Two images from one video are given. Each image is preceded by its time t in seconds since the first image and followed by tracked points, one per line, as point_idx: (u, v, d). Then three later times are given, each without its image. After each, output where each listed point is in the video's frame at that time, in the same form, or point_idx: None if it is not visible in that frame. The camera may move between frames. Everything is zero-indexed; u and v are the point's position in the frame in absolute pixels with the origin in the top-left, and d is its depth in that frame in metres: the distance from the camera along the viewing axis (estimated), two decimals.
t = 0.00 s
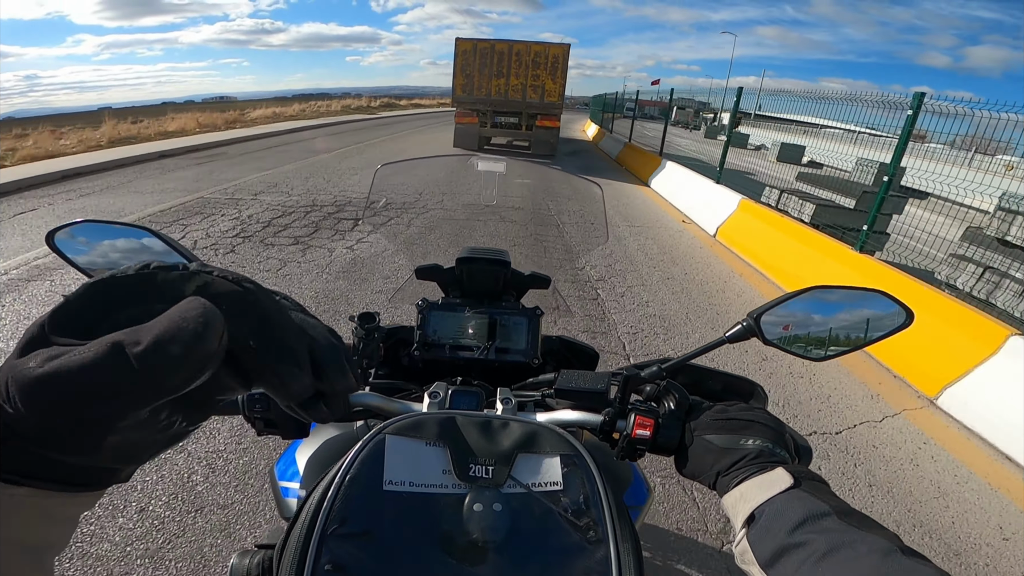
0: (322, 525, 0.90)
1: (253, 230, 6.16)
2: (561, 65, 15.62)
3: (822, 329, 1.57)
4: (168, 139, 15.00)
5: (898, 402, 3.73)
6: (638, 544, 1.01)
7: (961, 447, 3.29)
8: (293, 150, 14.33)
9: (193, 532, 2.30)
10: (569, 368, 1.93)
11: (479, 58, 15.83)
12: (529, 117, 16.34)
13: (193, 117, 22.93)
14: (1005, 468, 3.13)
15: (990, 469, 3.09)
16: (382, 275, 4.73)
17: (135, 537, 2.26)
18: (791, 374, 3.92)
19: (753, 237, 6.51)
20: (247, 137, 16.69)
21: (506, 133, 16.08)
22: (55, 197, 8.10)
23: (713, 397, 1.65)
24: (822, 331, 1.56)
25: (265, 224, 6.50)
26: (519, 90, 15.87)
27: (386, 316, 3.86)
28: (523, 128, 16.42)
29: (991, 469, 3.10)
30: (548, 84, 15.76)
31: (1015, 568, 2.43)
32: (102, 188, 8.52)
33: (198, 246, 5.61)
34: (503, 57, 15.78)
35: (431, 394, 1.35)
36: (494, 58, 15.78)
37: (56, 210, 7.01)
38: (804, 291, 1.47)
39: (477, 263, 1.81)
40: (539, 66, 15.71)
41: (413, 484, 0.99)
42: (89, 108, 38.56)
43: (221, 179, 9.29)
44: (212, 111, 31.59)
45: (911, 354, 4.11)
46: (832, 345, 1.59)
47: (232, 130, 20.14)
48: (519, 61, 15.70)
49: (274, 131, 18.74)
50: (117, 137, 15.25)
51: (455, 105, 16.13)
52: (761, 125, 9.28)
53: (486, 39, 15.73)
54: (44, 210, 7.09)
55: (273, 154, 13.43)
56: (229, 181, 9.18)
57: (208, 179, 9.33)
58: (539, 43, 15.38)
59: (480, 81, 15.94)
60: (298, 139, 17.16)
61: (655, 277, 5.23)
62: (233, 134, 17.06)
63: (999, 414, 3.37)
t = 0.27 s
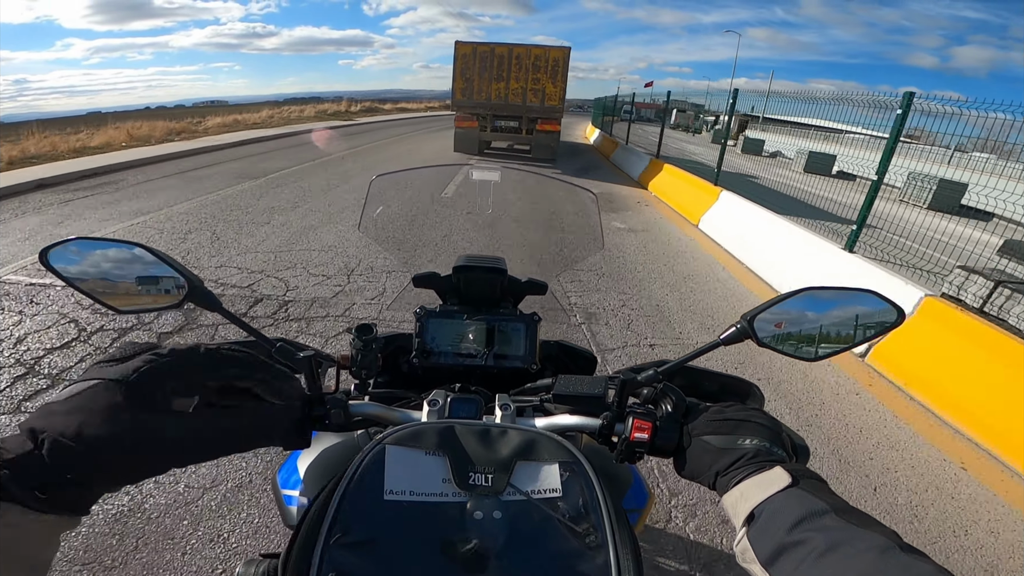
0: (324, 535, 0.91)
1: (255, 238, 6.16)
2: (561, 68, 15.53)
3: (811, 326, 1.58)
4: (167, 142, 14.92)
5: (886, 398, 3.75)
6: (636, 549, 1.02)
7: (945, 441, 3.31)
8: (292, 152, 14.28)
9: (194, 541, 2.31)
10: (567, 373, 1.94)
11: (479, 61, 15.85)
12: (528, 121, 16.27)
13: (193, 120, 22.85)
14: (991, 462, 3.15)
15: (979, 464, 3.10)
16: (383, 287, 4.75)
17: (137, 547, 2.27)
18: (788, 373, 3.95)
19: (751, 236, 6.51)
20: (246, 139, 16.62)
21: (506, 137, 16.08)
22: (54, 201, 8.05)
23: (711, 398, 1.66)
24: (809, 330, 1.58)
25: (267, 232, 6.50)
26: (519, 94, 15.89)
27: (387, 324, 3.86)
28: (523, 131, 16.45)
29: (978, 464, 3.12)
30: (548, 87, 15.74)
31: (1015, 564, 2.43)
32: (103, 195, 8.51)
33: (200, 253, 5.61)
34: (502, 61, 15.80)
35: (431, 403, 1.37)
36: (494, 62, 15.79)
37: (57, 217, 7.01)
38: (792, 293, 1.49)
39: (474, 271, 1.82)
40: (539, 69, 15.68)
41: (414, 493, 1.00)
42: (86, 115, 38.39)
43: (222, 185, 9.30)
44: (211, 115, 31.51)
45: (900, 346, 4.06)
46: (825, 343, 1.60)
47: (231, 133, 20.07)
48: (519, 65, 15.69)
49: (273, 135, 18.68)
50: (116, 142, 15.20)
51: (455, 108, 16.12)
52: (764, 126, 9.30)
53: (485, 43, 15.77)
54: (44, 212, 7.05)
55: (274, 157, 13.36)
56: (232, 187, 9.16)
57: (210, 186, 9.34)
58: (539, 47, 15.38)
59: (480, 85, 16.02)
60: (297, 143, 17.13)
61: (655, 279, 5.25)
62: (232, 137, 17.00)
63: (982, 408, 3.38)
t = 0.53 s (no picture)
0: (319, 559, 0.87)
1: (253, 240, 6.08)
2: (564, 65, 15.40)
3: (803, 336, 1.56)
4: (165, 143, 14.81)
5: (889, 401, 3.80)
6: (643, 568, 0.99)
7: (946, 443, 3.37)
8: (289, 153, 14.17)
9: (183, 552, 2.27)
10: (564, 381, 1.91)
11: (481, 58, 15.69)
12: (531, 116, 16.51)
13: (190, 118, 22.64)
14: (985, 462, 3.22)
15: (974, 466, 3.17)
16: (380, 291, 4.70)
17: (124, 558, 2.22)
18: (778, 378, 4.00)
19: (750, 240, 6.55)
20: (243, 139, 16.50)
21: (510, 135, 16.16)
22: (51, 199, 7.91)
23: (709, 408, 1.64)
24: (801, 339, 1.55)
25: (265, 234, 6.42)
26: (522, 91, 15.78)
27: (382, 329, 3.80)
28: (525, 129, 16.43)
29: (975, 466, 3.18)
30: (551, 84, 15.61)
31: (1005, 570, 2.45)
32: (99, 195, 8.35)
33: (195, 256, 5.53)
34: (504, 56, 15.62)
35: (425, 413, 1.32)
36: (496, 58, 15.64)
37: (49, 218, 6.87)
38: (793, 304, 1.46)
39: (470, 278, 1.78)
40: (541, 66, 15.53)
41: (413, 513, 0.96)
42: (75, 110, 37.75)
43: (221, 185, 9.14)
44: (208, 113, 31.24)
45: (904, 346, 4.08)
46: (814, 354, 1.58)
47: (229, 131, 19.91)
48: (522, 61, 15.54)
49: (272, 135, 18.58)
50: (115, 139, 15.04)
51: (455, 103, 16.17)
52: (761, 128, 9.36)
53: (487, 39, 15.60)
54: (39, 214, 6.94)
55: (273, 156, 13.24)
56: (232, 188, 9.05)
57: (207, 185, 9.17)
58: (542, 43, 15.17)
59: (482, 81, 15.90)
60: (295, 142, 17.00)
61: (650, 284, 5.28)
62: (231, 135, 16.93)
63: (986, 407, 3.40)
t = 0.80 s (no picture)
0: (308, 558, 0.77)
1: (250, 218, 5.91)
2: (572, 55, 15.32)
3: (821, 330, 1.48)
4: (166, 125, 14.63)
5: (891, 394, 3.73)
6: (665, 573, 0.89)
7: (950, 438, 3.29)
8: (289, 137, 13.96)
9: (159, 525, 2.13)
10: (570, 368, 1.81)
11: (487, 46, 15.48)
12: (538, 108, 16.04)
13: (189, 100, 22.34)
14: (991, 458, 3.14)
15: (979, 462, 3.08)
16: (379, 267, 4.54)
17: (96, 531, 2.08)
18: (781, 367, 3.91)
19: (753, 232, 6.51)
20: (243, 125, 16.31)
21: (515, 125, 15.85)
22: (47, 183, 7.74)
23: (725, 403, 1.54)
24: (819, 334, 1.47)
25: (263, 210, 6.25)
26: (529, 81, 15.59)
27: (383, 309, 3.68)
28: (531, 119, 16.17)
29: (979, 462, 3.10)
30: (559, 74, 15.44)
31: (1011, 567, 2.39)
32: (101, 174, 8.21)
33: (188, 230, 5.37)
34: (511, 46, 15.45)
35: (425, 396, 1.22)
36: (503, 47, 15.44)
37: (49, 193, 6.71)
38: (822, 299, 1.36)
39: (476, 254, 1.67)
40: (549, 56, 15.41)
41: (415, 508, 0.86)
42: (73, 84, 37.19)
43: (225, 167, 8.99)
44: (208, 94, 30.87)
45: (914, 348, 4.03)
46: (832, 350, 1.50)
47: (230, 114, 19.67)
48: (529, 50, 15.39)
49: (274, 121, 18.39)
50: (118, 122, 14.89)
51: (461, 94, 15.73)
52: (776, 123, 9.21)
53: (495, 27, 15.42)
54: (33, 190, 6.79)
55: (273, 143, 13.05)
56: (232, 168, 8.84)
57: (211, 166, 9.01)
58: (550, 33, 15.10)
59: (488, 70, 15.68)
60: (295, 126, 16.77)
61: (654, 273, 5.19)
62: (232, 121, 16.74)
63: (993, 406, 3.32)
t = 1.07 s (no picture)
0: (308, 557, 0.82)
1: (255, 222, 5.99)
2: (576, 56, 15.29)
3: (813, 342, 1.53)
4: (174, 129, 14.82)
5: (896, 402, 3.79)
6: None
7: (956, 447, 3.35)
8: (296, 141, 14.09)
9: (163, 522, 2.19)
10: (564, 376, 1.86)
11: (491, 48, 15.56)
12: (542, 110, 16.08)
13: (196, 104, 22.56)
14: (996, 466, 3.21)
15: (983, 469, 3.15)
16: (381, 272, 4.61)
17: (101, 528, 2.14)
18: (778, 373, 3.95)
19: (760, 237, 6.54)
20: (251, 129, 16.49)
21: (518, 128, 15.92)
22: (57, 187, 7.87)
23: (714, 413, 1.59)
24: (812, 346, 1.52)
25: (268, 215, 6.34)
26: (533, 83, 15.64)
27: (384, 313, 3.72)
28: (534, 122, 16.23)
29: (982, 469, 3.17)
30: (563, 76, 15.47)
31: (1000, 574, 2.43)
32: (106, 179, 8.27)
33: (194, 235, 5.46)
34: (516, 47, 15.50)
35: (422, 402, 1.26)
36: (506, 49, 15.51)
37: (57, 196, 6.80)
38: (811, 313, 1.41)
39: (474, 264, 1.72)
40: (553, 57, 15.43)
41: (409, 511, 0.91)
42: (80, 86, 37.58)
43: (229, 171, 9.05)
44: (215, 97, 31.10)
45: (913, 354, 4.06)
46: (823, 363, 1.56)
47: (238, 119, 19.89)
48: (533, 52, 15.43)
49: (281, 124, 18.57)
50: (123, 128, 15.00)
51: (466, 96, 15.97)
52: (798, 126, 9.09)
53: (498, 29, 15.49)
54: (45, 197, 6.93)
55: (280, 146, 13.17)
56: (239, 173, 8.95)
57: (215, 171, 9.07)
58: (554, 34, 15.08)
59: (492, 73, 15.76)
60: (302, 130, 16.92)
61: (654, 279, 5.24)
62: (240, 127, 16.92)
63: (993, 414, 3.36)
